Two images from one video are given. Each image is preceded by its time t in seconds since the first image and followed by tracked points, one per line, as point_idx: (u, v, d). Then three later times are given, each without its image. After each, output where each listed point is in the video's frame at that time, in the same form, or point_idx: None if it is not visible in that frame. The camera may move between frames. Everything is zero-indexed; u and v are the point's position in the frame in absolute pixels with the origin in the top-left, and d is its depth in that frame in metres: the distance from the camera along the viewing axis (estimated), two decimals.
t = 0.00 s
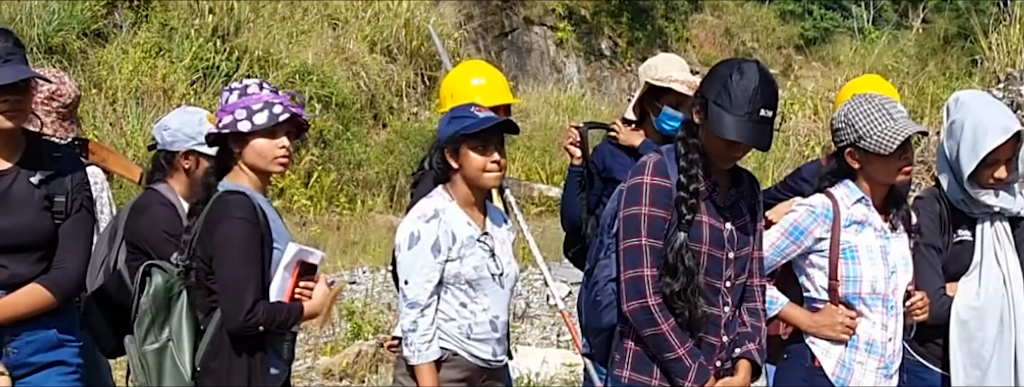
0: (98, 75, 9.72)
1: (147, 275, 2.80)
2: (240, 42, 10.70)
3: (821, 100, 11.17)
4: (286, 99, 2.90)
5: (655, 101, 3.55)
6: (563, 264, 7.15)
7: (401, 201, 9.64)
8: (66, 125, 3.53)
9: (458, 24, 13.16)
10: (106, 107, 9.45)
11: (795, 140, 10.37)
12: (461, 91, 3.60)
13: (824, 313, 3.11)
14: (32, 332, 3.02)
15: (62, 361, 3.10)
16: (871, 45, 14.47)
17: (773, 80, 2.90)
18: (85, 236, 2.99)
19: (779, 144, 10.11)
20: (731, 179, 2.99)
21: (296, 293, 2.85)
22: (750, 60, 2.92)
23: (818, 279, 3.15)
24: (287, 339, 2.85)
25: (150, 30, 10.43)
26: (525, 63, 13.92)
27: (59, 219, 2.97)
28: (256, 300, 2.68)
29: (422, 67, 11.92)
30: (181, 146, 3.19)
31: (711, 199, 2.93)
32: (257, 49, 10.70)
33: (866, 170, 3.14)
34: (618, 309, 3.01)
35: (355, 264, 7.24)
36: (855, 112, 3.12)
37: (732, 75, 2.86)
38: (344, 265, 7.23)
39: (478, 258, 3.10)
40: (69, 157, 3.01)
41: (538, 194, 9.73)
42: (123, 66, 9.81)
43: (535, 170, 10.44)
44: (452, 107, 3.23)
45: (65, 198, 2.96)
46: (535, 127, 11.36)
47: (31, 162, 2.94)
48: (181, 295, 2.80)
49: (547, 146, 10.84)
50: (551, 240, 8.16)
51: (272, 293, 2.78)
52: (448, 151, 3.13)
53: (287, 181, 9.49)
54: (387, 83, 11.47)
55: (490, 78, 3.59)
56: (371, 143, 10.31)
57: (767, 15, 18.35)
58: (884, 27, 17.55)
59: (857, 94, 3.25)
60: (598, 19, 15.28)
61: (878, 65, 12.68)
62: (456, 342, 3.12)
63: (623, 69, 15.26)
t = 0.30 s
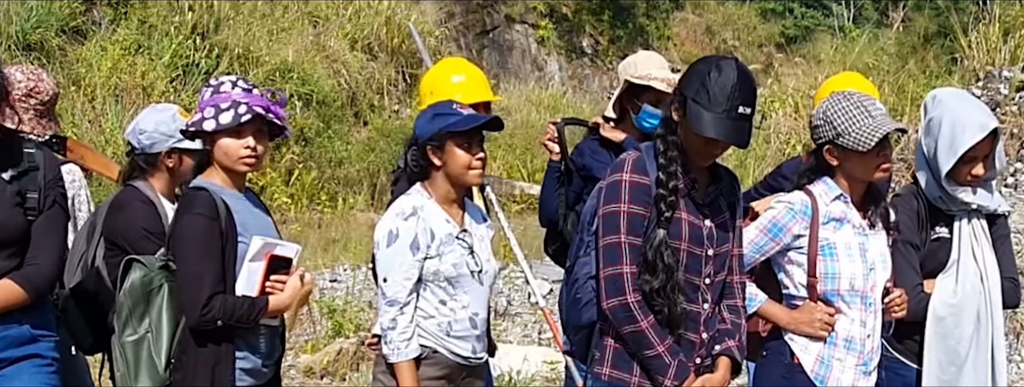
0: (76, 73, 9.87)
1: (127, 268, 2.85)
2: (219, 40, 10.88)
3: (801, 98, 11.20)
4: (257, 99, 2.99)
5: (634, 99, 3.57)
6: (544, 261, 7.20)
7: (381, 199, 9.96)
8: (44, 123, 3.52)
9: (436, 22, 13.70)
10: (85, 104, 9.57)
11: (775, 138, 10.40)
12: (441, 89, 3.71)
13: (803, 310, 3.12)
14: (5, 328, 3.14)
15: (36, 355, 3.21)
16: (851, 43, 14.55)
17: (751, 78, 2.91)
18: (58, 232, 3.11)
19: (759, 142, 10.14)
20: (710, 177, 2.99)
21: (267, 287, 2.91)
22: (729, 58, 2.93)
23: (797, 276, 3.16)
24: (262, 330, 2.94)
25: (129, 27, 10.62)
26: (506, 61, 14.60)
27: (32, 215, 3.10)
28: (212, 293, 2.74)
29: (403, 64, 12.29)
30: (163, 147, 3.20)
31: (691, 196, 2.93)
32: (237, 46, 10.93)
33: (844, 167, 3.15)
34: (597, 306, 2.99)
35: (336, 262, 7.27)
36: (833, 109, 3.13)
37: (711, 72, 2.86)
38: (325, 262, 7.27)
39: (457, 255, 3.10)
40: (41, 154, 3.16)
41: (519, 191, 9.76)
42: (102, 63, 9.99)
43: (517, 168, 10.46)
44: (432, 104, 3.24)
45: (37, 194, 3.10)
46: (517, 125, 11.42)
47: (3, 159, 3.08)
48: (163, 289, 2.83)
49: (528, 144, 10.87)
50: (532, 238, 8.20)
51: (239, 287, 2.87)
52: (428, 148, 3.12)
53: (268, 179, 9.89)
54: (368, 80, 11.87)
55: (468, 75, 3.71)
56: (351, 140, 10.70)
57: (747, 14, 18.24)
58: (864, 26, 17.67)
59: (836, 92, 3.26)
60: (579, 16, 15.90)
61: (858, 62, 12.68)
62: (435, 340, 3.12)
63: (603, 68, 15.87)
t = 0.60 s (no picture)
0: (54, 70, 9.86)
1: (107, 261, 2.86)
2: (199, 37, 10.88)
3: (781, 96, 11.22)
4: (236, 97, 2.99)
5: (613, 96, 3.58)
6: (525, 259, 7.20)
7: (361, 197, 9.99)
8: (22, 120, 3.51)
9: (418, 19, 13.84)
10: (62, 102, 9.58)
11: (756, 136, 10.36)
12: (420, 86, 3.73)
13: (782, 307, 3.13)
14: None
15: (6, 345, 3.32)
16: (831, 42, 14.58)
17: (729, 74, 2.91)
18: (28, 228, 3.23)
19: (739, 140, 10.15)
20: (688, 174, 2.99)
21: (239, 287, 2.91)
22: (706, 54, 2.94)
23: (776, 273, 3.17)
24: (233, 330, 2.94)
25: (107, 24, 10.60)
26: (487, 59, 14.79)
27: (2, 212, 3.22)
28: (181, 291, 2.75)
29: (383, 63, 12.31)
30: (143, 145, 3.18)
31: (669, 193, 2.93)
32: (217, 43, 10.88)
33: (822, 164, 3.17)
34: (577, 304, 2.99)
35: (316, 260, 7.27)
36: (811, 106, 3.14)
37: (690, 69, 2.87)
38: (305, 260, 7.27)
39: (435, 252, 3.10)
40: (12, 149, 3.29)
41: (500, 190, 9.75)
42: (80, 61, 9.97)
43: (497, 166, 10.47)
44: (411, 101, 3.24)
45: (8, 190, 3.23)
46: (497, 123, 11.44)
47: None
48: (142, 284, 2.85)
49: (509, 142, 10.87)
50: (512, 236, 8.22)
51: (211, 286, 2.87)
52: (406, 145, 3.12)
53: (247, 177, 9.92)
54: (348, 78, 11.91)
55: (448, 73, 3.73)
56: (331, 138, 10.74)
57: (727, 13, 18.50)
58: (844, 23, 17.73)
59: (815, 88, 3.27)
60: (560, 15, 16.01)
61: (838, 61, 12.60)
62: (415, 337, 3.12)
63: (584, 65, 16.01)
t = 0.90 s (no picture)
0: (31, 67, 9.83)
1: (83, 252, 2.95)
2: (177, 34, 10.90)
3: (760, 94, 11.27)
4: (216, 97, 3.05)
5: (592, 93, 3.59)
6: (504, 256, 7.22)
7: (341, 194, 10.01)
8: None
9: (397, 17, 13.92)
10: (40, 99, 9.56)
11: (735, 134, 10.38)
12: (399, 83, 3.73)
13: (761, 304, 3.13)
14: None
15: None
16: (811, 39, 14.65)
17: (712, 75, 2.90)
18: None
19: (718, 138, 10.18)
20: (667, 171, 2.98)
21: (205, 287, 2.97)
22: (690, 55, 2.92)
23: (754, 270, 3.18)
24: (198, 328, 3.00)
25: (85, 21, 10.57)
26: (467, 57, 15.02)
27: None
28: (143, 286, 2.82)
29: (363, 60, 12.36)
30: (120, 142, 3.17)
31: (647, 190, 2.89)
32: (195, 41, 10.92)
33: (801, 162, 3.18)
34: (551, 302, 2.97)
35: (296, 257, 7.28)
36: (790, 104, 3.15)
37: (678, 71, 2.84)
38: (285, 258, 7.28)
39: (413, 250, 3.11)
40: None
41: (480, 187, 9.76)
42: (57, 58, 9.94)
43: (477, 164, 10.47)
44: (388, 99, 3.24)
45: None
46: (477, 121, 11.48)
47: None
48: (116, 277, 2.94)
49: (489, 140, 10.90)
50: (492, 234, 8.25)
51: (176, 284, 2.93)
52: (385, 142, 3.13)
53: (226, 174, 9.95)
54: (327, 75, 11.86)
55: (427, 70, 3.73)
56: (311, 135, 10.74)
57: (707, 10, 18.85)
58: (822, 22, 17.79)
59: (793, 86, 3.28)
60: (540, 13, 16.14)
61: (818, 59, 12.50)
62: (393, 335, 3.13)
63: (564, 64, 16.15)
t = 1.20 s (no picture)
0: (8, 64, 9.79)
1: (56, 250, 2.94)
2: (154, 31, 10.96)
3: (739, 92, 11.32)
4: (185, 92, 3.05)
5: (569, 91, 3.58)
6: (483, 254, 7.22)
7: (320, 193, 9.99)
8: None
9: (376, 14, 13.98)
10: (16, 97, 9.51)
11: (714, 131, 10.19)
12: (380, 80, 3.71)
13: (739, 301, 3.14)
14: None
15: None
16: (790, 38, 14.73)
17: (698, 78, 2.86)
18: None
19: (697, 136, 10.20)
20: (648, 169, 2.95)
21: (180, 284, 2.97)
22: (675, 56, 2.87)
23: (732, 267, 3.19)
24: (174, 325, 2.99)
25: (61, 18, 10.60)
26: (446, 54, 15.06)
27: None
28: (116, 285, 2.82)
29: (342, 58, 12.47)
30: (97, 140, 3.17)
31: (627, 186, 2.86)
32: (173, 38, 10.97)
33: (779, 159, 3.19)
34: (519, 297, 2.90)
35: (274, 255, 7.28)
36: (769, 101, 3.16)
37: (668, 74, 2.79)
38: (264, 256, 7.28)
39: (391, 247, 3.12)
40: None
41: (459, 185, 9.76)
42: (33, 55, 9.88)
43: (457, 162, 10.45)
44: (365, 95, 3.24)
45: None
46: (456, 119, 11.51)
47: None
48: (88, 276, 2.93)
49: (468, 138, 10.93)
50: (471, 232, 8.27)
51: (151, 281, 2.93)
52: (363, 140, 3.13)
53: (204, 172, 9.91)
54: (307, 73, 11.93)
55: (408, 68, 3.72)
56: (290, 133, 10.72)
57: (686, 8, 19.14)
58: (801, 20, 17.88)
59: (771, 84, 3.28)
60: (519, 11, 16.61)
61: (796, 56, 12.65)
62: (371, 333, 3.13)
63: (543, 61, 16.36)
